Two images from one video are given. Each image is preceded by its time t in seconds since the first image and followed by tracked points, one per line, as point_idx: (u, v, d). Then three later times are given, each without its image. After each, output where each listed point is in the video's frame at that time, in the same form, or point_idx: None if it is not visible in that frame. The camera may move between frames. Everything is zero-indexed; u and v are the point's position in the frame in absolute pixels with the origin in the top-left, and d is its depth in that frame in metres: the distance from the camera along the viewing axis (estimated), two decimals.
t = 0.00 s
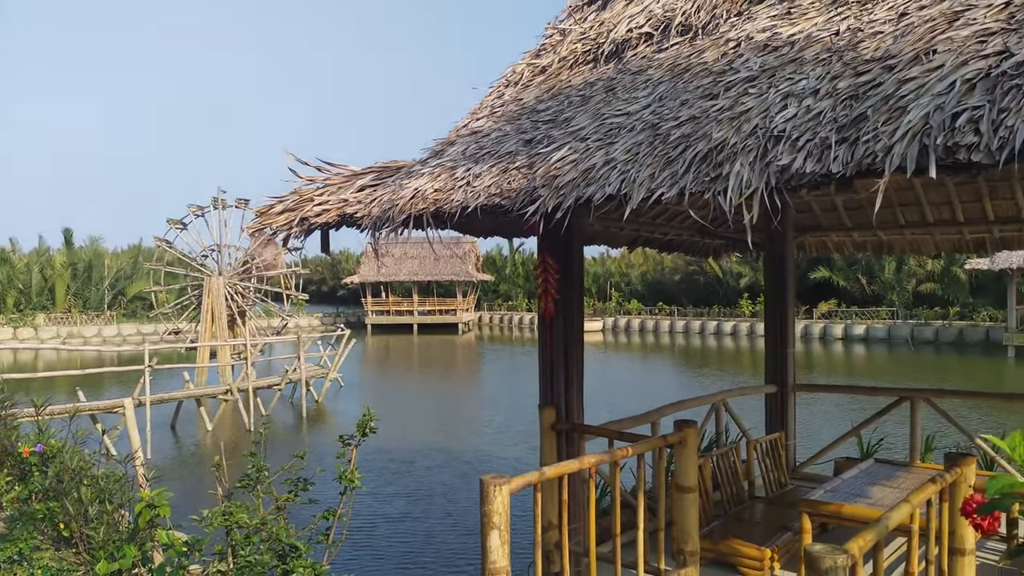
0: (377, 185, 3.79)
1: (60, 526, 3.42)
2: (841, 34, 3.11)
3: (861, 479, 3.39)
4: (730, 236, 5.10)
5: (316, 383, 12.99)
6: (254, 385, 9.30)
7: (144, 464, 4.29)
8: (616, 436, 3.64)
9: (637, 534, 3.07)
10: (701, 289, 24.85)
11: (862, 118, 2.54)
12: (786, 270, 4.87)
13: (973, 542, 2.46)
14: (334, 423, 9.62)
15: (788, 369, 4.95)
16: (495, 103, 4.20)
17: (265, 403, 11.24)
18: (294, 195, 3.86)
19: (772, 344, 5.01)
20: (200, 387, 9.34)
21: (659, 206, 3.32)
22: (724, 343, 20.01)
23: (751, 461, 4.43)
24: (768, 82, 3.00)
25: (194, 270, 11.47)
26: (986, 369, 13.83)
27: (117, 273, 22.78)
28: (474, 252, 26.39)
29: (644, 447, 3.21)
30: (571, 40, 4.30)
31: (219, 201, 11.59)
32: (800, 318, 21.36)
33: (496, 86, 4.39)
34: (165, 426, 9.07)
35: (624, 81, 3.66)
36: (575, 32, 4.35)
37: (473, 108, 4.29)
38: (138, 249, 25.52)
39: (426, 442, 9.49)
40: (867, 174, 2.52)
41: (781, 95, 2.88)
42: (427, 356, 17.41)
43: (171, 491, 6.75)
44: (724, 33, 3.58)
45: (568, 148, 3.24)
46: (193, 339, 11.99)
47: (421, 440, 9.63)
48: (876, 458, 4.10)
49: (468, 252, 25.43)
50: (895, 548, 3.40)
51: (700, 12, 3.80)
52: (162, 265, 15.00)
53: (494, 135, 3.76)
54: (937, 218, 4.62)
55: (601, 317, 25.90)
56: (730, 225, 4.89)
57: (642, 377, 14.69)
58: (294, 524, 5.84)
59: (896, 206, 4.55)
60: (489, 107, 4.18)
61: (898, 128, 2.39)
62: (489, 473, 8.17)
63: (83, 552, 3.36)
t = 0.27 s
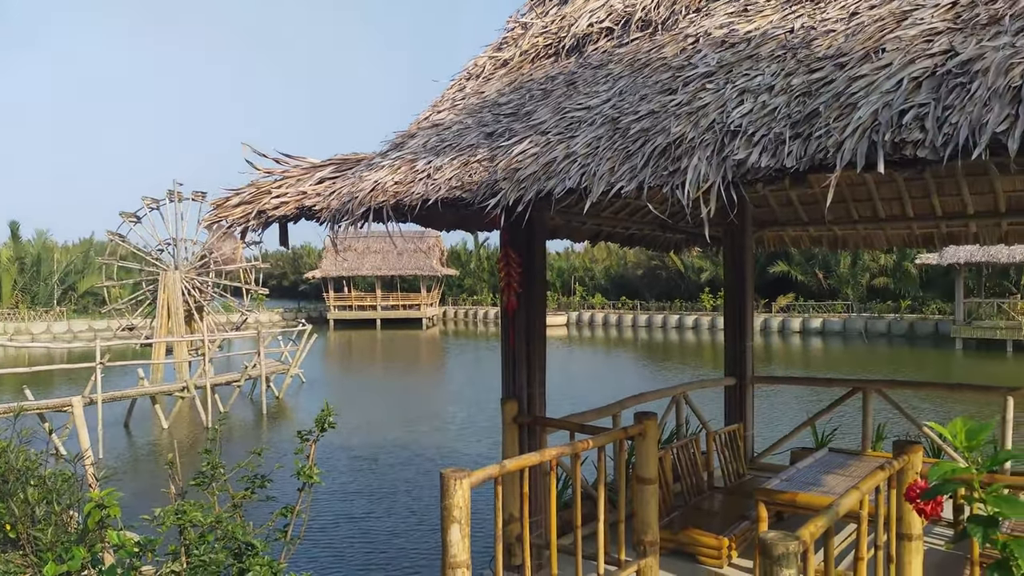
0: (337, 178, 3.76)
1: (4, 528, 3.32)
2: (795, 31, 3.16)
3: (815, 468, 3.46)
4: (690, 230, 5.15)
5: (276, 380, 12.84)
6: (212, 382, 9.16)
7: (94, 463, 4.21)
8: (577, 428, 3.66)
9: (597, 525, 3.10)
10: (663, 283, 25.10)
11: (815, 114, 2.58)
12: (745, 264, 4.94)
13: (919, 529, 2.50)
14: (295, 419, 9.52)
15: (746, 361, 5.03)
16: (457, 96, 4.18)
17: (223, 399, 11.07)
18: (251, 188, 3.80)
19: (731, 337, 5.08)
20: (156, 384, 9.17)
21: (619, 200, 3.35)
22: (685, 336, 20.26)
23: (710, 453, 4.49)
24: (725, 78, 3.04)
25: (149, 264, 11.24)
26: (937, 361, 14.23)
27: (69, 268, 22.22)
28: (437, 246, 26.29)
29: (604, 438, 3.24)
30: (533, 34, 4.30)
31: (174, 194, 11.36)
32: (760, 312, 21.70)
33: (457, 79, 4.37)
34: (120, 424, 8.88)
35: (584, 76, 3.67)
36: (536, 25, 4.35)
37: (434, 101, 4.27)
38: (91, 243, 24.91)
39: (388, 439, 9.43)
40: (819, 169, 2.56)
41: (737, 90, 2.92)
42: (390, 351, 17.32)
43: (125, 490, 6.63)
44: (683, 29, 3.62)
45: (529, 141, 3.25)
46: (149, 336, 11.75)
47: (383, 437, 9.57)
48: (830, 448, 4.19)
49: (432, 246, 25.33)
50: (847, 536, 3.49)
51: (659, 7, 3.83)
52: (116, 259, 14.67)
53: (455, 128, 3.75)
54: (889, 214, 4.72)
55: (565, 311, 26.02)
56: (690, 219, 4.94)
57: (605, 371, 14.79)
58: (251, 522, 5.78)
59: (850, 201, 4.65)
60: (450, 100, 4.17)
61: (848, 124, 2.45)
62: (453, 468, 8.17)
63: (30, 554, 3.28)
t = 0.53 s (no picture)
0: (295, 173, 3.70)
1: None
2: (752, 28, 3.20)
3: (775, 459, 3.52)
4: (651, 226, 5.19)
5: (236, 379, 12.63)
6: (170, 381, 8.98)
7: (45, 467, 4.09)
8: (539, 423, 3.66)
9: (560, 519, 3.10)
10: (626, 278, 25.30)
11: (770, 110, 2.61)
12: (705, 259, 5.00)
13: (874, 516, 2.52)
14: (255, 418, 9.39)
15: (706, 354, 5.09)
16: (416, 91, 4.15)
17: (181, 399, 10.86)
18: (207, 183, 3.73)
19: (691, 330, 5.14)
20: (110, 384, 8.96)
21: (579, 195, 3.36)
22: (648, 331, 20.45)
23: (672, 445, 4.53)
24: (683, 73, 3.07)
25: (102, 262, 10.97)
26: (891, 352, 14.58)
27: (16, 267, 21.58)
28: (400, 242, 26.11)
29: (567, 432, 3.24)
30: (493, 29, 4.29)
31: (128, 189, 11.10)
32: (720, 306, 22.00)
33: (417, 74, 4.34)
34: (73, 426, 8.66)
35: (545, 71, 3.67)
36: (496, 20, 4.34)
37: (394, 96, 4.23)
38: (41, 241, 24.22)
39: (351, 438, 9.34)
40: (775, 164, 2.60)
41: (695, 86, 2.94)
42: (353, 349, 17.19)
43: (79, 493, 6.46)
44: (641, 24, 3.64)
45: (489, 136, 3.24)
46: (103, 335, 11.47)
47: (346, 435, 9.48)
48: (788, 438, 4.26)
49: (394, 242, 25.16)
50: (805, 525, 3.55)
51: (618, 3, 3.85)
52: (67, 257, 14.28)
53: (415, 122, 3.72)
54: (844, 209, 4.81)
55: (529, 307, 26.07)
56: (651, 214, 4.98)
57: (568, 366, 14.84)
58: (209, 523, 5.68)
59: (807, 196, 4.73)
60: (410, 95, 4.13)
61: (803, 120, 2.48)
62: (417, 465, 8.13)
63: None
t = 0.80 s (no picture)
0: (250, 166, 3.64)
1: None
2: (707, 22, 3.23)
3: (732, 449, 3.58)
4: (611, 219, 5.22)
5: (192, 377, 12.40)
6: (123, 380, 8.78)
7: None
8: (500, 416, 3.65)
9: (521, 512, 3.10)
10: (588, 273, 25.47)
11: (725, 103, 2.64)
12: (664, 252, 5.05)
13: (826, 502, 2.55)
14: (212, 417, 9.23)
15: (666, 347, 5.14)
16: (374, 83, 4.11)
17: (135, 399, 10.63)
18: (158, 176, 3.64)
19: (651, 323, 5.18)
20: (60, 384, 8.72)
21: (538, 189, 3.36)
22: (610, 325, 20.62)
23: (632, 437, 4.57)
24: (641, 67, 3.09)
25: (51, 259, 10.66)
26: (846, 344, 14.94)
27: None
28: (361, 238, 25.89)
29: (527, 425, 3.24)
30: (452, 21, 4.26)
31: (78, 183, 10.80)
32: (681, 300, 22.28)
33: (375, 66, 4.30)
34: (22, 427, 8.42)
35: (503, 63, 3.66)
36: (455, 12, 4.32)
37: (352, 88, 4.18)
38: None
39: (312, 435, 9.25)
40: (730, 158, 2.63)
41: (652, 79, 2.96)
42: (313, 345, 17.01)
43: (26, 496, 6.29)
44: (600, 18, 3.65)
45: (448, 129, 3.22)
46: (52, 334, 11.15)
47: (306, 432, 9.38)
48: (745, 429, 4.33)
49: (356, 237, 24.95)
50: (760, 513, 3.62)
51: None
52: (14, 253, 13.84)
53: (373, 115, 3.68)
54: (800, 202, 4.90)
55: (491, 302, 26.09)
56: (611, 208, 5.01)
57: (530, 360, 14.90)
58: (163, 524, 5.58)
59: (763, 190, 4.80)
60: (368, 87, 4.09)
61: (757, 113, 2.51)
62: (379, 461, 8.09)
63: None
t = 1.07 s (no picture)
0: (200, 156, 3.55)
1: None
2: (663, 18, 3.25)
3: (687, 440, 3.62)
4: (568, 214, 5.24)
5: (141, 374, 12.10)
6: (67, 377, 8.52)
7: None
8: (456, 411, 3.63)
9: (478, 507, 3.09)
10: (546, 268, 25.57)
11: (680, 98, 2.66)
12: (621, 247, 5.08)
13: (776, 492, 2.59)
14: (162, 415, 9.03)
15: (622, 341, 5.18)
16: (329, 73, 4.05)
17: (81, 396, 10.33)
18: (103, 166, 3.54)
19: (608, 318, 5.22)
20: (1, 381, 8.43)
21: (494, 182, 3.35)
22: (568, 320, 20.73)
23: (588, 431, 4.60)
24: (597, 61, 3.09)
25: None
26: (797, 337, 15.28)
27: None
28: (318, 232, 25.57)
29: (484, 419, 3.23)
30: (408, 12, 4.22)
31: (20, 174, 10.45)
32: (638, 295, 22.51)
33: (330, 57, 4.23)
34: None
35: (460, 56, 3.64)
36: (412, 4, 4.28)
37: (306, 79, 4.12)
38: None
39: (266, 432, 9.11)
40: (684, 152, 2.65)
41: (608, 73, 2.97)
42: (268, 341, 16.76)
43: None
44: (556, 12, 3.65)
45: (403, 120, 3.19)
46: None
47: (260, 430, 9.24)
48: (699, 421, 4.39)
49: (312, 231, 24.63)
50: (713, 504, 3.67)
51: None
52: None
53: (327, 106, 3.63)
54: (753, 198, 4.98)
55: (450, 297, 26.02)
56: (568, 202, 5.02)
57: (489, 355, 14.91)
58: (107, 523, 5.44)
59: (718, 185, 4.86)
60: (322, 78, 4.03)
61: (710, 108, 2.54)
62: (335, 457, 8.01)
63: None
